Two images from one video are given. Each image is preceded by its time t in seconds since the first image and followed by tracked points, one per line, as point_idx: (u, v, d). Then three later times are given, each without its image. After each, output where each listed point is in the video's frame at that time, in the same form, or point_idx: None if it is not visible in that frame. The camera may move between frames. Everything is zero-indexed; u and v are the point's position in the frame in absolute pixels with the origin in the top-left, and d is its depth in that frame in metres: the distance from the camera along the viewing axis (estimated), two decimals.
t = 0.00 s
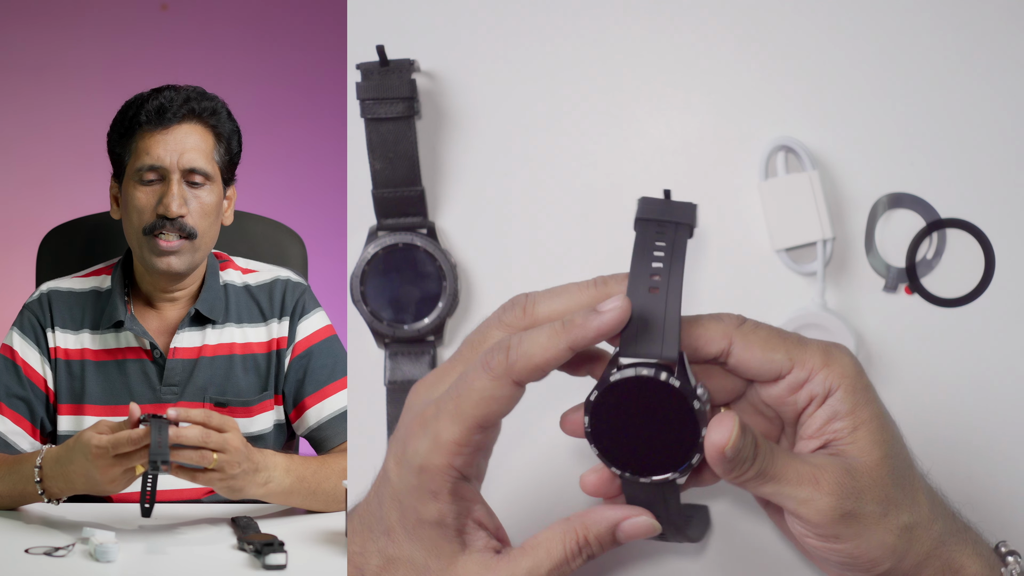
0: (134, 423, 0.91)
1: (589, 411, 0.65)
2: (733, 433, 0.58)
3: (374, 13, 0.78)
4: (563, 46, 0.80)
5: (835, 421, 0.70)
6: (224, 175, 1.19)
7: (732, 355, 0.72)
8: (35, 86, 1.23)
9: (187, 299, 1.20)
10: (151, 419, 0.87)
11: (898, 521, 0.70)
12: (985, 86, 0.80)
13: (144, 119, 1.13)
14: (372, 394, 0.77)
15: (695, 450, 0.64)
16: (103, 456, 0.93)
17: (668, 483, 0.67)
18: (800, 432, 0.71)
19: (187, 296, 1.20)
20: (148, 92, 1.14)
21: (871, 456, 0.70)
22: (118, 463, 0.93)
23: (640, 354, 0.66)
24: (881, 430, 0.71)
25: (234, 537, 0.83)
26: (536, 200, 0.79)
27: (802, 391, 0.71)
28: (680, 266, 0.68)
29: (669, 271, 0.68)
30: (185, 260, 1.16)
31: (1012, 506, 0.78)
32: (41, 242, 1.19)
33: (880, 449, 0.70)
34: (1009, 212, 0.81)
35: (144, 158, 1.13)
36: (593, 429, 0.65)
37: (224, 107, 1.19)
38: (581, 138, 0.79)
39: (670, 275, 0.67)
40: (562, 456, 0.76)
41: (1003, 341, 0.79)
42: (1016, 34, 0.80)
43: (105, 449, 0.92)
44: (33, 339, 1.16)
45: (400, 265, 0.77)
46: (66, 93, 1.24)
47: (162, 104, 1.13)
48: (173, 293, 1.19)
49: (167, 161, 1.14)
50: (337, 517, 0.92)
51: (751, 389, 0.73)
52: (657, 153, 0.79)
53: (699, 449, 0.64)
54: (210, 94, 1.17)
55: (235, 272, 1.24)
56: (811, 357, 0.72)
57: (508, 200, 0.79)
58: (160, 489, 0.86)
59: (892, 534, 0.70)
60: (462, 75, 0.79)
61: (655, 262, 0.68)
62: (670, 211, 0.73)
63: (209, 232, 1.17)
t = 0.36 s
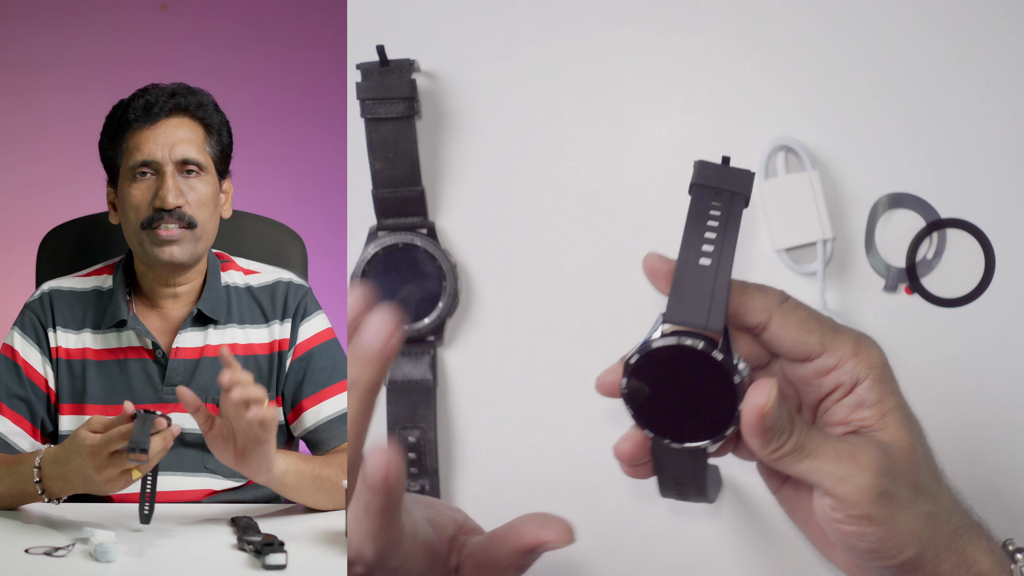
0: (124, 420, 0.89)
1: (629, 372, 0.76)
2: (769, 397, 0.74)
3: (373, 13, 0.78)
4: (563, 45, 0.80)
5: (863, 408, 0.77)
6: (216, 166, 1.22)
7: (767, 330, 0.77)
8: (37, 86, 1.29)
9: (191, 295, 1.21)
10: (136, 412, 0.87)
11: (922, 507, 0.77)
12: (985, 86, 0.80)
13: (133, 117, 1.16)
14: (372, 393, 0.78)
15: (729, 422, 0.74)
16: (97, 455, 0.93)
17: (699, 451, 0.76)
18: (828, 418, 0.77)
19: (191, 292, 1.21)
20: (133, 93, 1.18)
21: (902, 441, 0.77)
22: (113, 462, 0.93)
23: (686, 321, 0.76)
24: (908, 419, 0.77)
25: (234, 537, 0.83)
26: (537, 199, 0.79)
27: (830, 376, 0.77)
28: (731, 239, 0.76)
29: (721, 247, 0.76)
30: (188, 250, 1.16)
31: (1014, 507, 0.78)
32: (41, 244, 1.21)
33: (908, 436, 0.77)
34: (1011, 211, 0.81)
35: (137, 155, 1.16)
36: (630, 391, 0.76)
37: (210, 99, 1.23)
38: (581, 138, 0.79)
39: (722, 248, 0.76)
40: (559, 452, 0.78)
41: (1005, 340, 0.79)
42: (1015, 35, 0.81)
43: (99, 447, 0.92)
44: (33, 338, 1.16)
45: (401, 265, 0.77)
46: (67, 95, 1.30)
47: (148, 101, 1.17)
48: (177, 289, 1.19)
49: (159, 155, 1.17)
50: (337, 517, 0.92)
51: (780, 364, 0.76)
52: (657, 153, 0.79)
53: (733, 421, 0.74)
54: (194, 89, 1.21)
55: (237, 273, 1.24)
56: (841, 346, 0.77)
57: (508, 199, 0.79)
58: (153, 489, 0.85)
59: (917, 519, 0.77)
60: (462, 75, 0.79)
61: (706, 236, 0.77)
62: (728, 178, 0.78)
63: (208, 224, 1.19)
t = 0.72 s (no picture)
0: (120, 420, 0.91)
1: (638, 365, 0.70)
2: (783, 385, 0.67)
3: (374, 13, 0.78)
4: (563, 45, 0.80)
5: (870, 404, 0.76)
6: (218, 166, 1.22)
7: (776, 324, 0.76)
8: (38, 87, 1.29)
9: (191, 295, 1.20)
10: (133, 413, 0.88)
11: (930, 504, 0.74)
12: (986, 86, 0.80)
13: (137, 114, 1.16)
14: (373, 393, 0.78)
15: (740, 415, 0.69)
16: (91, 457, 0.93)
17: (711, 442, 0.72)
18: (836, 415, 0.76)
19: (191, 292, 1.21)
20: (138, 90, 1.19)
21: (909, 437, 0.75)
22: (107, 465, 0.93)
23: (695, 316, 0.70)
24: (914, 415, 0.76)
25: (234, 537, 0.83)
26: (537, 199, 0.79)
27: (838, 371, 0.76)
28: (741, 231, 0.72)
29: (729, 240, 0.72)
30: (187, 250, 1.17)
31: (1014, 507, 0.78)
32: (42, 243, 1.20)
33: (915, 431, 0.76)
34: (1010, 211, 0.81)
35: (140, 152, 1.16)
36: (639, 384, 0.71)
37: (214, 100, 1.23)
38: (581, 138, 0.79)
39: (732, 239, 0.71)
40: (559, 452, 0.78)
41: (1004, 341, 0.79)
42: (1017, 34, 0.80)
43: (93, 448, 0.92)
44: (34, 338, 1.16)
45: (400, 265, 0.77)
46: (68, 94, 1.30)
47: (153, 99, 1.17)
48: (176, 288, 1.19)
49: (161, 153, 1.17)
50: (337, 517, 0.92)
51: (787, 358, 0.77)
52: (657, 154, 0.79)
53: (745, 414, 0.69)
54: (199, 89, 1.21)
55: (237, 273, 1.25)
56: (850, 341, 0.76)
57: (508, 200, 0.79)
58: (147, 489, 0.86)
59: (926, 516, 0.73)
60: (462, 74, 0.79)
61: (715, 227, 0.72)
62: (732, 180, 0.74)
63: (208, 223, 1.19)
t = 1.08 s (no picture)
0: (120, 417, 0.90)
1: (634, 376, 0.71)
2: (782, 396, 0.66)
3: (373, 13, 0.78)
4: (563, 45, 0.80)
5: (869, 412, 0.75)
6: (220, 169, 1.23)
7: (773, 333, 0.75)
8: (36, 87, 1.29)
9: (189, 296, 1.21)
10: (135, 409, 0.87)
11: (929, 513, 0.73)
12: (985, 85, 0.80)
13: (143, 113, 1.16)
14: (373, 393, 0.78)
15: (738, 424, 0.70)
16: (93, 453, 0.92)
17: (710, 451, 0.72)
18: (835, 422, 0.76)
19: (189, 293, 1.21)
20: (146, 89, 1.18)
21: (909, 445, 0.74)
22: (108, 462, 0.92)
23: (691, 324, 0.71)
24: (913, 422, 0.75)
25: (234, 537, 0.83)
26: (536, 198, 0.79)
27: (836, 379, 0.76)
28: (736, 241, 0.72)
29: (725, 252, 0.72)
30: (187, 253, 1.17)
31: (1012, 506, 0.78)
32: (42, 244, 1.20)
33: (915, 439, 0.75)
34: (1009, 211, 0.81)
35: (143, 151, 1.16)
36: (637, 395, 0.71)
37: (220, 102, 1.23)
38: (581, 138, 0.79)
39: (727, 250, 0.72)
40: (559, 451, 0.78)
41: (1004, 341, 0.79)
42: (1016, 34, 0.80)
43: (95, 445, 0.91)
44: (33, 339, 1.16)
45: (400, 265, 0.76)
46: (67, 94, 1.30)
47: (160, 99, 1.17)
48: (174, 289, 1.20)
49: (166, 153, 1.17)
50: (337, 518, 0.92)
51: (785, 367, 0.77)
52: (657, 154, 0.79)
53: (743, 423, 0.69)
54: (206, 91, 1.21)
55: (235, 273, 1.25)
56: (848, 349, 0.76)
57: (508, 199, 0.79)
58: (147, 488, 0.86)
59: (924, 525, 0.73)
60: (462, 74, 0.79)
61: (710, 236, 0.73)
62: (728, 187, 0.74)
63: (208, 226, 1.19)
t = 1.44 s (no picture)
0: (114, 414, 0.90)
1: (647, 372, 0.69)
2: (796, 394, 0.64)
3: (373, 13, 0.78)
4: (563, 45, 0.80)
5: (881, 411, 0.75)
6: (219, 171, 1.22)
7: (787, 331, 0.76)
8: (35, 87, 1.29)
9: (187, 296, 1.21)
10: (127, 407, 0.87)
11: (938, 513, 0.73)
12: (986, 85, 0.80)
13: (140, 116, 1.16)
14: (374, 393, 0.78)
15: (750, 422, 0.68)
16: (89, 451, 0.92)
17: (720, 449, 0.71)
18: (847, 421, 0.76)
19: (188, 293, 1.21)
20: (143, 91, 1.18)
21: (920, 445, 0.74)
22: (104, 459, 0.92)
23: (705, 320, 0.69)
24: (924, 421, 0.76)
25: (234, 536, 0.83)
26: (536, 198, 0.79)
27: (849, 378, 0.76)
28: (751, 237, 0.71)
29: (740, 247, 0.71)
30: (186, 254, 1.17)
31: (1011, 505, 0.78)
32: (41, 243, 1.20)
33: (926, 439, 0.75)
34: (1009, 211, 0.81)
35: (141, 154, 1.16)
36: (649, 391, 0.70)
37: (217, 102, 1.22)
38: (581, 138, 0.79)
39: (741, 247, 0.71)
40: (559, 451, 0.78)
41: (1004, 341, 0.79)
42: (1017, 34, 0.80)
43: (91, 442, 0.92)
44: (33, 339, 1.16)
45: (400, 265, 0.77)
46: (66, 94, 1.30)
47: (156, 101, 1.17)
48: (173, 289, 1.20)
49: (163, 157, 1.17)
50: (337, 517, 0.92)
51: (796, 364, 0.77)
52: (657, 154, 0.79)
53: (755, 422, 0.68)
54: (203, 91, 1.20)
55: (235, 273, 1.25)
56: (862, 347, 0.76)
57: (508, 199, 0.79)
58: (144, 489, 0.87)
59: (934, 526, 0.73)
60: (462, 74, 0.79)
61: (726, 232, 0.72)
62: (743, 181, 0.73)
63: (207, 227, 1.20)
